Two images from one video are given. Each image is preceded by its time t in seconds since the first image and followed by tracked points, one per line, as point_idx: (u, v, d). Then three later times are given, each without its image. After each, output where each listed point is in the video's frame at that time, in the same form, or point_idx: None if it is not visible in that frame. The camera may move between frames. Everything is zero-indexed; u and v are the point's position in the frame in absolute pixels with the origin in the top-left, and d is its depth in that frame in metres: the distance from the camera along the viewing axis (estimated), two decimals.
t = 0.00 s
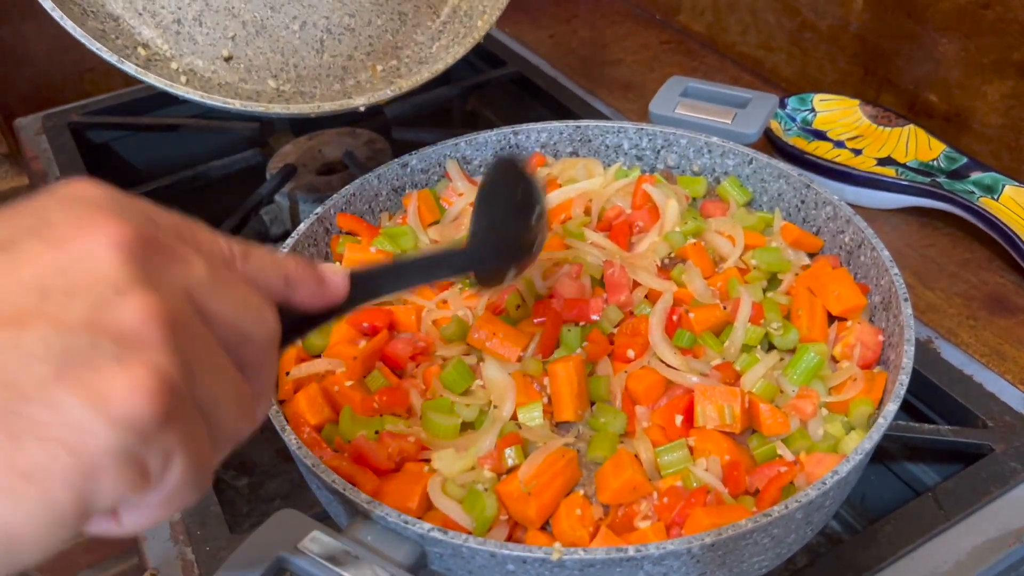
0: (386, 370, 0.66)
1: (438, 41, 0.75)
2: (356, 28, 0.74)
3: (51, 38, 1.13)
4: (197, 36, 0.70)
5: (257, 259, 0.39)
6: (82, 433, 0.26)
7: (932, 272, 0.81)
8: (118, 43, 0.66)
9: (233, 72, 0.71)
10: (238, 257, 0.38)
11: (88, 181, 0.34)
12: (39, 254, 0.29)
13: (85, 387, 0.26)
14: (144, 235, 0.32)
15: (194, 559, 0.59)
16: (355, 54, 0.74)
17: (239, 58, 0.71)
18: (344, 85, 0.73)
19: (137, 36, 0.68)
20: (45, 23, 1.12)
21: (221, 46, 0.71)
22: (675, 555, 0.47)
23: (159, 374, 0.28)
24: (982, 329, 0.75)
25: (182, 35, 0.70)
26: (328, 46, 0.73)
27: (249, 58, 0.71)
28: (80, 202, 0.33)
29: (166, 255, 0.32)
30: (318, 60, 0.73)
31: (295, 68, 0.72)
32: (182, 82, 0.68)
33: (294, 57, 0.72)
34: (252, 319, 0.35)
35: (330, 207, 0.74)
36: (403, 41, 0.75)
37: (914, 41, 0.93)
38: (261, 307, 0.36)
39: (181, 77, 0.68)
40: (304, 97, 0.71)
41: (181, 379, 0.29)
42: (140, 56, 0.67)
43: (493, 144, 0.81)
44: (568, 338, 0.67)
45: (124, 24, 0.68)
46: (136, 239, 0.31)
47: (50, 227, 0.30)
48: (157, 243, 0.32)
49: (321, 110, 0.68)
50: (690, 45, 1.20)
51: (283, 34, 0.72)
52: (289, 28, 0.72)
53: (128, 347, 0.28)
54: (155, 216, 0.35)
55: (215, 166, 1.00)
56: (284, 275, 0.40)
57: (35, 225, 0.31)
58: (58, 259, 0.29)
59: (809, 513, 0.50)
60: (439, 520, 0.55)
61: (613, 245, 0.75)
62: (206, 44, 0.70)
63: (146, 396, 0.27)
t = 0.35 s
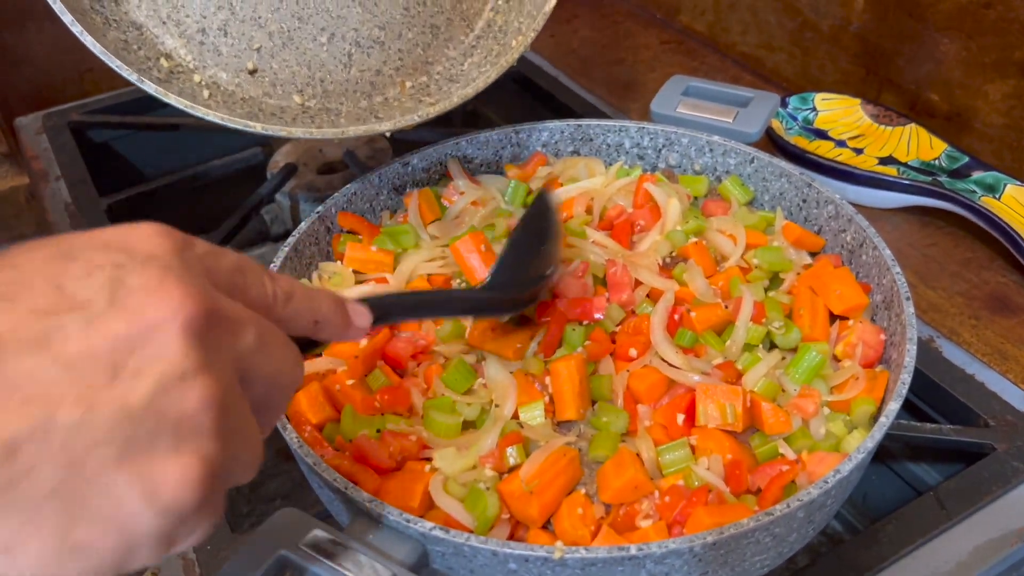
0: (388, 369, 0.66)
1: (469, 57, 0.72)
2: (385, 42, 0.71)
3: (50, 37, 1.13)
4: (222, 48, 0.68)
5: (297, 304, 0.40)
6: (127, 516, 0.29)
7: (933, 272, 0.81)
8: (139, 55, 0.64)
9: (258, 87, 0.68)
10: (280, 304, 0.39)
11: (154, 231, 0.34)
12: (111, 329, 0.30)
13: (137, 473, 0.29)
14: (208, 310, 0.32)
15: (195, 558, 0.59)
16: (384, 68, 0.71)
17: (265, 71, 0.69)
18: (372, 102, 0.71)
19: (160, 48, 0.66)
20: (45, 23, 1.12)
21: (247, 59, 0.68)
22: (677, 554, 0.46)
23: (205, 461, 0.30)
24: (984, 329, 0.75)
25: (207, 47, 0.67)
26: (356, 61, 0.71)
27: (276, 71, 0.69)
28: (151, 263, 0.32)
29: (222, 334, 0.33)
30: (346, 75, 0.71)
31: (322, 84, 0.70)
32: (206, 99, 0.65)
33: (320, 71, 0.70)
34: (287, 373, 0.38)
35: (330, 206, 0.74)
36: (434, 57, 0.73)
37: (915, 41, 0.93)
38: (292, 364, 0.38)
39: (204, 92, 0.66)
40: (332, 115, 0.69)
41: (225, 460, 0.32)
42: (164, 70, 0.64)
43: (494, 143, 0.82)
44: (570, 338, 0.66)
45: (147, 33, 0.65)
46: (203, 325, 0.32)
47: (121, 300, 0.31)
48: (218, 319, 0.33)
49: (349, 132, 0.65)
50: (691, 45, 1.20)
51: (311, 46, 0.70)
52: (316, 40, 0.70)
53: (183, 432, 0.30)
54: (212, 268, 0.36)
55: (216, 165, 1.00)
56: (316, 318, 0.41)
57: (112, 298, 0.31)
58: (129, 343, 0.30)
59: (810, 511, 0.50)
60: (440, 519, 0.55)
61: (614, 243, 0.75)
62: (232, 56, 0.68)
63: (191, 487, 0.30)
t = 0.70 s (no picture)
0: (389, 368, 0.66)
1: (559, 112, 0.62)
2: (460, 86, 0.62)
3: (52, 36, 1.13)
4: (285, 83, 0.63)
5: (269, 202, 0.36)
6: (57, 486, 0.31)
7: (933, 271, 0.81)
8: (193, 91, 0.61)
9: (318, 128, 0.64)
10: (250, 210, 0.35)
11: (67, 175, 0.31)
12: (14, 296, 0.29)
13: (53, 445, 0.30)
14: (115, 248, 0.29)
15: (197, 556, 0.59)
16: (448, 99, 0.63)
17: (326, 111, 0.64)
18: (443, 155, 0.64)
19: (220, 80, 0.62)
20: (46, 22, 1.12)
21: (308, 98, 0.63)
22: (678, 551, 0.47)
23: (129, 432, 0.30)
24: (984, 328, 0.75)
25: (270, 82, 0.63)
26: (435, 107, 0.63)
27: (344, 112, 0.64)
28: (59, 221, 0.30)
29: (155, 274, 0.30)
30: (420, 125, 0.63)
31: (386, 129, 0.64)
32: (259, 143, 0.62)
33: (386, 115, 0.64)
34: (265, 291, 0.33)
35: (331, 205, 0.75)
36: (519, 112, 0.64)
37: (916, 40, 0.93)
38: (265, 278, 0.33)
39: (258, 133, 0.62)
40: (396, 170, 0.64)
41: (155, 423, 0.31)
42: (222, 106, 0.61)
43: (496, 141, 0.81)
44: (572, 338, 0.66)
45: (205, 60, 0.62)
46: (110, 273, 0.29)
47: (25, 261, 0.29)
48: (136, 254, 0.30)
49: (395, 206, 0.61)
50: (692, 44, 1.20)
51: (378, 85, 0.63)
52: (385, 80, 0.63)
53: (97, 404, 0.30)
54: (150, 202, 0.33)
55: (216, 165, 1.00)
56: (295, 215, 0.37)
57: (13, 262, 0.29)
58: (30, 308, 0.29)
59: (811, 509, 0.50)
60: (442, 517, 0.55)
61: (615, 243, 0.75)
62: (292, 93, 0.63)
63: (112, 455, 0.30)
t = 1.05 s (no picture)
0: (389, 368, 0.66)
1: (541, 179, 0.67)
2: (448, 146, 0.66)
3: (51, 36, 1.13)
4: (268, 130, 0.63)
5: (272, 310, 0.41)
6: (42, 559, 0.32)
7: (933, 271, 0.81)
8: (172, 134, 0.61)
9: (297, 176, 0.65)
10: (251, 318, 0.40)
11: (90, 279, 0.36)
12: (24, 387, 0.32)
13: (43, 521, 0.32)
14: (120, 350, 0.33)
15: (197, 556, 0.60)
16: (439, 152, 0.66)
17: (307, 160, 0.65)
18: (418, 211, 0.68)
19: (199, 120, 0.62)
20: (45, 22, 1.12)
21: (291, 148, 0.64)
22: (678, 551, 0.47)
23: (109, 516, 0.31)
24: (984, 327, 0.75)
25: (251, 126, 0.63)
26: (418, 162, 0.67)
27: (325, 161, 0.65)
28: (75, 313, 0.34)
29: (147, 373, 0.33)
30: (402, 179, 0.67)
31: (367, 181, 0.66)
32: (236, 191, 0.63)
33: (369, 169, 0.66)
34: (246, 410, 0.36)
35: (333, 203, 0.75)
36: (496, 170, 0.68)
37: (916, 40, 0.93)
38: (249, 399, 0.36)
39: (235, 179, 0.63)
40: (371, 223, 0.67)
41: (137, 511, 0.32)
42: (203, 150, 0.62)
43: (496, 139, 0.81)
44: (572, 337, 0.66)
45: (185, 98, 0.62)
46: (113, 372, 0.32)
47: (43, 355, 0.33)
48: (137, 357, 0.34)
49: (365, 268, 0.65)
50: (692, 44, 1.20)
51: (364, 138, 0.65)
52: (371, 133, 0.65)
53: (82, 491, 0.31)
54: (159, 305, 0.37)
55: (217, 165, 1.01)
56: (298, 321, 0.42)
57: (32, 357, 0.33)
58: (43, 397, 0.32)
59: (811, 508, 0.50)
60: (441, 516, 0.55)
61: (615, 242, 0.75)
62: (274, 139, 0.64)
63: (93, 538, 0.31)
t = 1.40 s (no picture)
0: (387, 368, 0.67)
1: (505, 171, 0.72)
2: (415, 136, 0.70)
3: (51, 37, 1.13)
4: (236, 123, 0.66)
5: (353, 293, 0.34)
6: (128, 557, 0.26)
7: (933, 271, 0.81)
8: (142, 128, 0.63)
9: (266, 167, 0.69)
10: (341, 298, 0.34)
11: (186, 248, 0.29)
12: (116, 370, 0.26)
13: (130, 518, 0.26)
14: (221, 329, 0.27)
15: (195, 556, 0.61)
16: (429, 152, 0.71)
17: (276, 151, 0.68)
18: (386, 199, 0.72)
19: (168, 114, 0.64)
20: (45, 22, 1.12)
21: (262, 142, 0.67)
22: (677, 552, 0.47)
23: (205, 509, 0.26)
24: (984, 328, 0.75)
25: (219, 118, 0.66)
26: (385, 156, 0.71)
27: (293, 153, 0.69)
28: (171, 285, 0.28)
29: (249, 358, 0.28)
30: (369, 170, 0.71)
31: (334, 173, 0.70)
32: (206, 184, 0.66)
33: (338, 159, 0.70)
34: (340, 397, 0.30)
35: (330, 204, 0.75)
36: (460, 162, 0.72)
37: (916, 40, 0.93)
38: (345, 389, 0.30)
39: (206, 171, 0.66)
40: (339, 212, 0.71)
41: (231, 502, 0.27)
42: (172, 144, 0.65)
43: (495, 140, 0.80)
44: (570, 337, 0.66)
45: (152, 92, 0.64)
46: (214, 356, 0.26)
47: (138, 331, 0.27)
48: (239, 338, 0.28)
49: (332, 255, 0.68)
50: (692, 43, 1.20)
51: (332, 131, 0.68)
52: (338, 126, 0.68)
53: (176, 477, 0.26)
54: (253, 281, 0.31)
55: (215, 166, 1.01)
56: (372, 308, 0.35)
57: (124, 334, 0.27)
58: (136, 380, 0.26)
59: (810, 509, 0.50)
60: (440, 517, 0.55)
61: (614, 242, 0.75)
62: (243, 131, 0.67)
63: (186, 532, 0.26)
